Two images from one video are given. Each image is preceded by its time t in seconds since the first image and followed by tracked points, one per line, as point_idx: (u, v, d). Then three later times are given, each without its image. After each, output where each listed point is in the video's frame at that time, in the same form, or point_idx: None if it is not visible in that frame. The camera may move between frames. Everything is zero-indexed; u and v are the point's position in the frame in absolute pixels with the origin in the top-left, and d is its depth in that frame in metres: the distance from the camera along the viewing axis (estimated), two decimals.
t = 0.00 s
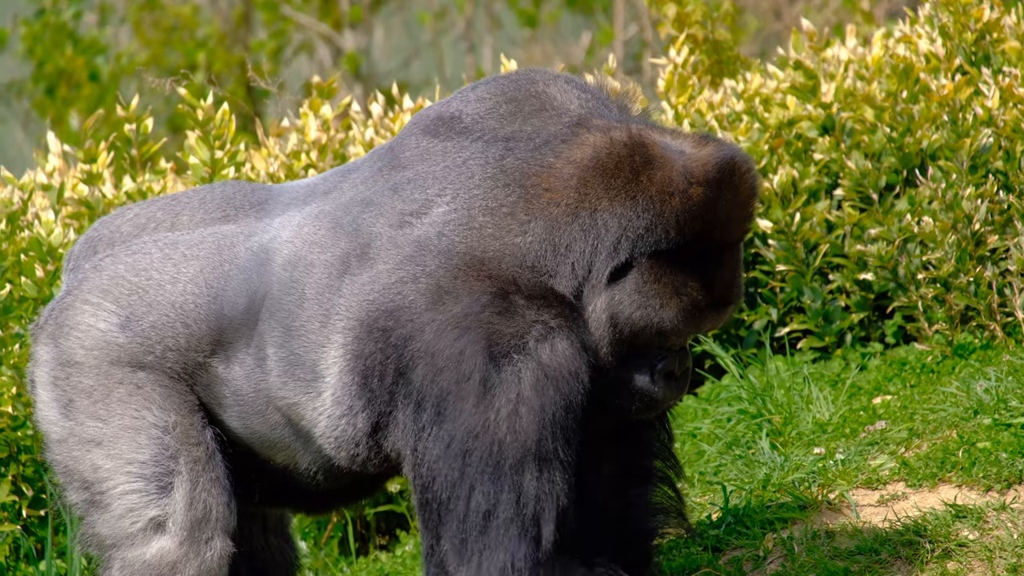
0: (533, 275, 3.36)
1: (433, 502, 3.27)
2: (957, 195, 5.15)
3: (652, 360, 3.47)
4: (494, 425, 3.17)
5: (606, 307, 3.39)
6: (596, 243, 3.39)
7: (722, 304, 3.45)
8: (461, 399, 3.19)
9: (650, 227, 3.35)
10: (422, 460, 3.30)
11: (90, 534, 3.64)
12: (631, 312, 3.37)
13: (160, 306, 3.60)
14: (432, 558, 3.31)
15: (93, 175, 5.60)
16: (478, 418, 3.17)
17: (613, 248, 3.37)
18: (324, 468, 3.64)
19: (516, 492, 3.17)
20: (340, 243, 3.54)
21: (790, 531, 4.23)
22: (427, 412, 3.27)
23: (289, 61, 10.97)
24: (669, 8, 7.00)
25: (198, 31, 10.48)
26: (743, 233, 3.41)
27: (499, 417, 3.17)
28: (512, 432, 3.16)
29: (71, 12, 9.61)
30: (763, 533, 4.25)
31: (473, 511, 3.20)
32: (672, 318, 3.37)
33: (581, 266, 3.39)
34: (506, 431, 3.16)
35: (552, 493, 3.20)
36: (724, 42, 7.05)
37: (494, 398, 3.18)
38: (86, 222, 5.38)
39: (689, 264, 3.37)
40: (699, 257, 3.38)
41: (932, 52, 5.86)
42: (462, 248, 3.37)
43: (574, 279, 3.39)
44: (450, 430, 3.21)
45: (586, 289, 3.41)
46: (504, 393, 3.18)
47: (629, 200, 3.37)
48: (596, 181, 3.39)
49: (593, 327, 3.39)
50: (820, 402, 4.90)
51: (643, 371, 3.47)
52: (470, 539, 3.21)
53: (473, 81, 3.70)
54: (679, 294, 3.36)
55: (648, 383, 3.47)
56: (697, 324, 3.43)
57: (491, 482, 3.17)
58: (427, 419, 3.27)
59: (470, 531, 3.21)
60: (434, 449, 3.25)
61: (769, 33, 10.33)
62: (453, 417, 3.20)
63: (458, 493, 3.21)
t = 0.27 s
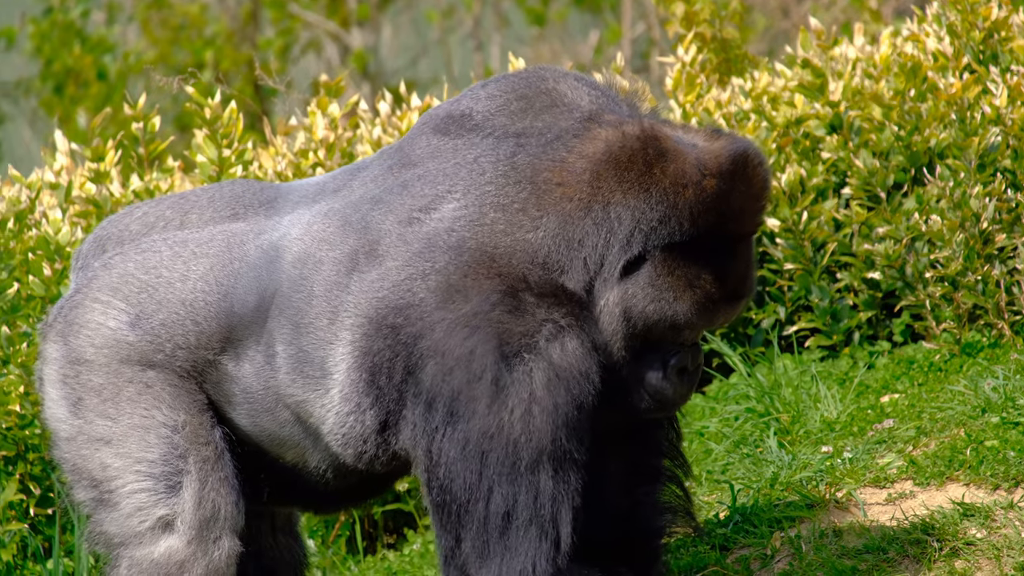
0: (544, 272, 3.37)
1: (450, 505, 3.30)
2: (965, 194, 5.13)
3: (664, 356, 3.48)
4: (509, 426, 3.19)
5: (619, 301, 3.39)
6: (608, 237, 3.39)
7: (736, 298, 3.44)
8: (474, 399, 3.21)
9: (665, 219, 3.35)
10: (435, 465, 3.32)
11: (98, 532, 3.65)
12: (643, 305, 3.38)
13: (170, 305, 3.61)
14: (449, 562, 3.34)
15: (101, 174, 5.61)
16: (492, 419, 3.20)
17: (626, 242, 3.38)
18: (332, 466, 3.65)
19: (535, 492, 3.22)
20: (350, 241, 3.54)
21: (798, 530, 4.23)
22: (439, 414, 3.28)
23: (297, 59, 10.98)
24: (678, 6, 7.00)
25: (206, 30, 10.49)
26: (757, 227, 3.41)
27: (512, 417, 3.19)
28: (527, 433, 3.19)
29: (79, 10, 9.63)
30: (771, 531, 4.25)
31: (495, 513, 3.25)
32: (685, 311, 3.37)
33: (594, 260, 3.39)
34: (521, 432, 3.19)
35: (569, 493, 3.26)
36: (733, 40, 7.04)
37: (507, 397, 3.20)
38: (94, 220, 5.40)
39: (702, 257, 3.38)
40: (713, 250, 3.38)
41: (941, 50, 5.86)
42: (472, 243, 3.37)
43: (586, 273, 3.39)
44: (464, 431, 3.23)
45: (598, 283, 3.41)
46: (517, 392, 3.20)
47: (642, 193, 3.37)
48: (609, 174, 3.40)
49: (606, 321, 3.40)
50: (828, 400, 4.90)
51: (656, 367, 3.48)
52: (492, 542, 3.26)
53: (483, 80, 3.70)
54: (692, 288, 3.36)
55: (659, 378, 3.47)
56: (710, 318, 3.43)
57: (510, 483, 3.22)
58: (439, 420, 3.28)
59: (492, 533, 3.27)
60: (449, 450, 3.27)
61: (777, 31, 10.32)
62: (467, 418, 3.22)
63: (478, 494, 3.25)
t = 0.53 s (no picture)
0: (552, 274, 3.37)
1: (450, 507, 3.33)
2: (972, 194, 5.13)
3: (676, 356, 3.50)
4: (512, 431, 3.21)
5: (629, 301, 3.41)
6: (617, 238, 3.40)
7: (745, 295, 3.46)
8: (478, 405, 3.23)
9: (674, 219, 3.37)
10: (437, 466, 3.35)
11: (104, 532, 3.65)
12: (654, 305, 3.40)
13: (176, 305, 3.62)
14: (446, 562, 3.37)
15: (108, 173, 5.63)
16: (495, 424, 3.22)
17: (635, 241, 3.39)
18: (340, 466, 3.66)
19: (532, 497, 3.23)
20: (357, 241, 3.55)
21: (804, 530, 4.23)
22: (444, 416, 3.31)
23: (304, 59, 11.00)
24: (685, 6, 7.00)
25: (213, 30, 10.51)
26: (765, 224, 3.44)
27: (515, 422, 3.21)
28: (529, 438, 3.21)
29: (86, 11, 9.65)
30: (778, 531, 4.25)
31: (492, 517, 3.27)
32: (696, 310, 3.39)
33: (603, 260, 3.40)
34: (523, 436, 3.21)
35: (567, 497, 3.25)
36: (740, 40, 7.04)
37: (511, 403, 3.22)
38: (100, 221, 5.41)
39: (711, 255, 3.40)
40: (722, 249, 3.41)
41: (948, 50, 5.86)
42: (481, 245, 3.38)
43: (595, 274, 3.40)
44: (468, 435, 3.26)
45: (607, 284, 3.42)
46: (522, 397, 3.21)
47: (651, 192, 3.38)
48: (618, 174, 3.41)
49: (616, 321, 3.42)
50: (835, 400, 4.91)
51: (668, 367, 3.50)
52: (488, 545, 3.28)
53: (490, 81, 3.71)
54: (703, 286, 3.39)
55: (672, 376, 3.50)
56: (721, 316, 3.46)
57: (508, 487, 3.23)
58: (444, 423, 3.31)
59: (487, 537, 3.28)
60: (453, 453, 3.30)
61: (784, 31, 10.31)
62: (471, 422, 3.25)
63: (476, 498, 3.27)
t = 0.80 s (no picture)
0: (557, 279, 3.38)
1: (420, 501, 3.31)
2: (975, 194, 5.12)
3: (686, 360, 3.49)
4: (506, 439, 3.18)
5: (637, 307, 3.39)
6: (623, 244, 3.40)
7: (753, 297, 3.46)
8: (472, 409, 3.21)
9: (681, 226, 3.36)
10: (414, 460, 3.32)
11: (109, 531, 3.66)
12: (664, 310, 3.38)
13: (182, 305, 3.63)
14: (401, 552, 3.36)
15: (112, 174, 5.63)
16: (486, 431, 3.19)
17: (640, 248, 3.39)
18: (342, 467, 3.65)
19: (504, 508, 3.22)
20: (363, 241, 3.55)
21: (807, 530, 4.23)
22: (435, 414, 3.26)
23: (307, 59, 11.00)
24: (689, 6, 7.00)
25: (217, 30, 10.52)
26: (772, 227, 3.44)
27: (505, 433, 3.18)
28: (518, 449, 3.19)
29: (90, 10, 9.66)
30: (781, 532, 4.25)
31: (460, 518, 3.26)
32: (705, 314, 3.39)
33: (609, 268, 3.40)
34: (510, 447, 3.18)
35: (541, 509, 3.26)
36: (744, 40, 7.04)
37: (505, 413, 3.19)
38: (104, 220, 5.42)
39: (719, 261, 3.39)
40: (729, 254, 3.40)
41: (950, 50, 5.86)
42: (486, 247, 3.39)
43: (600, 281, 3.40)
44: (455, 438, 3.23)
45: (613, 291, 3.41)
46: (516, 409, 3.19)
47: (657, 200, 3.38)
48: (624, 182, 3.40)
49: (624, 330, 3.40)
50: (838, 400, 4.91)
51: (679, 373, 3.49)
52: (450, 545, 3.29)
53: (495, 81, 3.71)
54: (711, 290, 3.38)
55: (684, 381, 3.49)
56: (730, 318, 3.45)
57: (488, 492, 3.21)
58: (433, 421, 3.26)
59: (451, 536, 3.28)
60: (434, 452, 3.27)
61: (787, 32, 10.31)
62: (463, 422, 3.22)
63: (453, 497, 3.25)
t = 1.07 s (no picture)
0: (558, 280, 3.37)
1: (437, 509, 3.33)
2: (975, 193, 5.12)
3: (694, 355, 3.45)
4: (517, 443, 3.20)
5: (642, 305, 3.40)
6: (624, 243, 3.41)
7: (758, 289, 3.45)
8: (482, 416, 3.21)
9: (681, 221, 3.37)
10: (426, 468, 3.32)
11: (111, 531, 3.66)
12: (669, 307, 3.38)
13: (185, 305, 3.63)
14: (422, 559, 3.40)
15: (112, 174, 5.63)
16: (498, 436, 3.21)
17: (641, 246, 3.39)
18: (345, 466, 3.67)
19: (521, 510, 3.25)
20: (367, 242, 3.55)
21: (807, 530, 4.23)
22: (444, 421, 3.27)
23: (308, 59, 11.00)
24: (689, 6, 7.00)
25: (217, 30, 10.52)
26: (773, 219, 3.43)
27: (517, 437, 3.20)
28: (530, 452, 3.21)
29: (90, 10, 9.66)
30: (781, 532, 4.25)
31: (478, 522, 3.29)
32: (711, 308, 3.37)
33: (611, 267, 3.40)
34: (522, 450, 3.21)
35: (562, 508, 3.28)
36: (744, 40, 7.04)
37: (515, 417, 3.20)
38: (105, 220, 5.43)
39: (721, 254, 3.40)
40: (730, 246, 3.40)
41: (950, 50, 5.86)
42: (487, 249, 3.38)
43: (604, 280, 3.40)
44: (467, 445, 3.24)
45: (617, 290, 3.42)
46: (525, 412, 3.20)
47: (656, 197, 3.39)
48: (623, 181, 3.41)
49: (631, 330, 3.41)
50: (838, 400, 4.91)
51: (688, 367, 3.46)
52: (469, 547, 3.33)
53: (495, 82, 3.72)
54: (715, 284, 3.37)
55: (693, 376, 3.45)
56: (736, 311, 3.43)
57: (503, 498, 3.25)
58: (443, 428, 3.27)
59: (470, 540, 3.32)
60: (447, 459, 3.28)
61: (787, 32, 10.32)
62: (473, 432, 3.23)
63: (473, 506, 3.27)
